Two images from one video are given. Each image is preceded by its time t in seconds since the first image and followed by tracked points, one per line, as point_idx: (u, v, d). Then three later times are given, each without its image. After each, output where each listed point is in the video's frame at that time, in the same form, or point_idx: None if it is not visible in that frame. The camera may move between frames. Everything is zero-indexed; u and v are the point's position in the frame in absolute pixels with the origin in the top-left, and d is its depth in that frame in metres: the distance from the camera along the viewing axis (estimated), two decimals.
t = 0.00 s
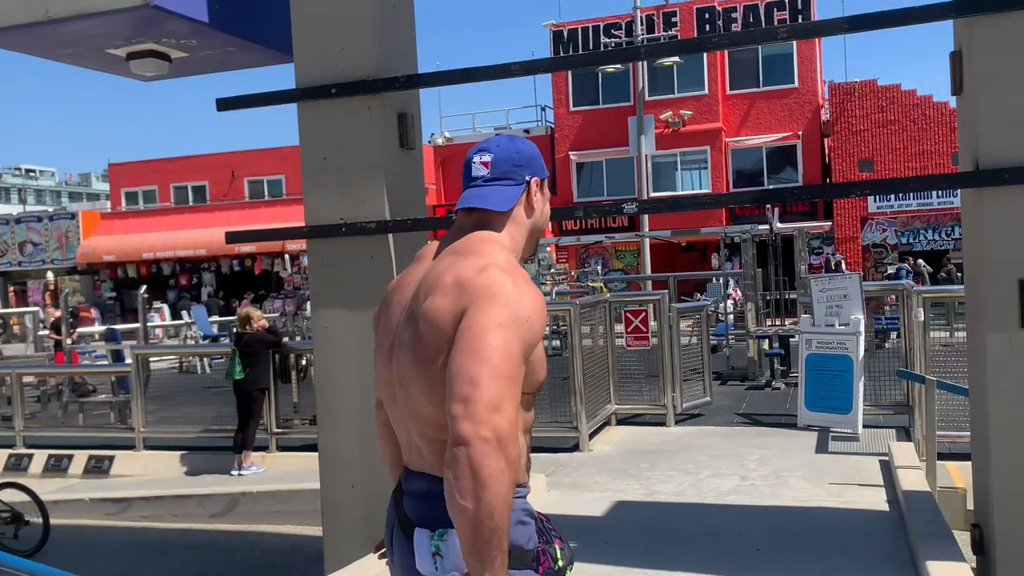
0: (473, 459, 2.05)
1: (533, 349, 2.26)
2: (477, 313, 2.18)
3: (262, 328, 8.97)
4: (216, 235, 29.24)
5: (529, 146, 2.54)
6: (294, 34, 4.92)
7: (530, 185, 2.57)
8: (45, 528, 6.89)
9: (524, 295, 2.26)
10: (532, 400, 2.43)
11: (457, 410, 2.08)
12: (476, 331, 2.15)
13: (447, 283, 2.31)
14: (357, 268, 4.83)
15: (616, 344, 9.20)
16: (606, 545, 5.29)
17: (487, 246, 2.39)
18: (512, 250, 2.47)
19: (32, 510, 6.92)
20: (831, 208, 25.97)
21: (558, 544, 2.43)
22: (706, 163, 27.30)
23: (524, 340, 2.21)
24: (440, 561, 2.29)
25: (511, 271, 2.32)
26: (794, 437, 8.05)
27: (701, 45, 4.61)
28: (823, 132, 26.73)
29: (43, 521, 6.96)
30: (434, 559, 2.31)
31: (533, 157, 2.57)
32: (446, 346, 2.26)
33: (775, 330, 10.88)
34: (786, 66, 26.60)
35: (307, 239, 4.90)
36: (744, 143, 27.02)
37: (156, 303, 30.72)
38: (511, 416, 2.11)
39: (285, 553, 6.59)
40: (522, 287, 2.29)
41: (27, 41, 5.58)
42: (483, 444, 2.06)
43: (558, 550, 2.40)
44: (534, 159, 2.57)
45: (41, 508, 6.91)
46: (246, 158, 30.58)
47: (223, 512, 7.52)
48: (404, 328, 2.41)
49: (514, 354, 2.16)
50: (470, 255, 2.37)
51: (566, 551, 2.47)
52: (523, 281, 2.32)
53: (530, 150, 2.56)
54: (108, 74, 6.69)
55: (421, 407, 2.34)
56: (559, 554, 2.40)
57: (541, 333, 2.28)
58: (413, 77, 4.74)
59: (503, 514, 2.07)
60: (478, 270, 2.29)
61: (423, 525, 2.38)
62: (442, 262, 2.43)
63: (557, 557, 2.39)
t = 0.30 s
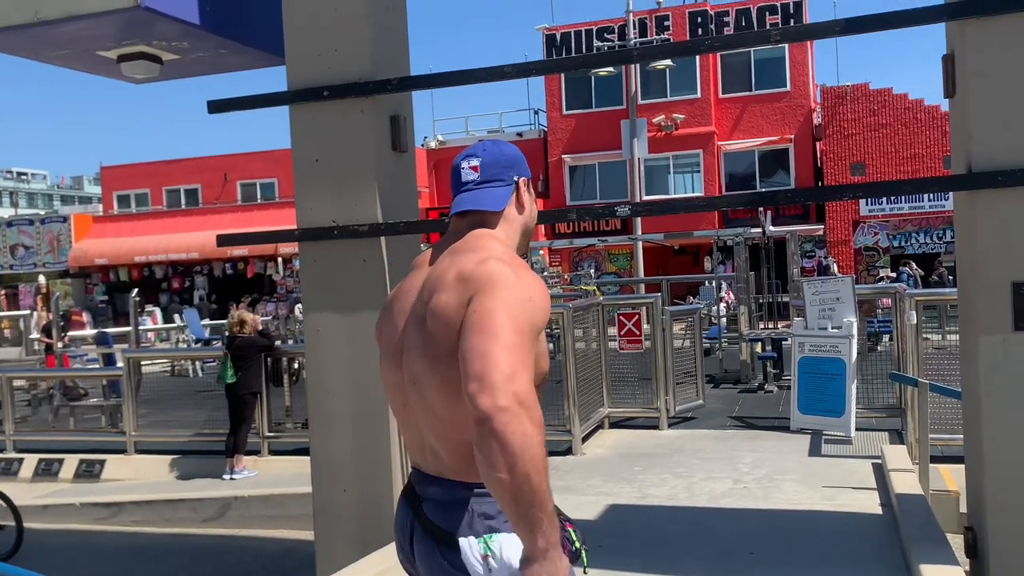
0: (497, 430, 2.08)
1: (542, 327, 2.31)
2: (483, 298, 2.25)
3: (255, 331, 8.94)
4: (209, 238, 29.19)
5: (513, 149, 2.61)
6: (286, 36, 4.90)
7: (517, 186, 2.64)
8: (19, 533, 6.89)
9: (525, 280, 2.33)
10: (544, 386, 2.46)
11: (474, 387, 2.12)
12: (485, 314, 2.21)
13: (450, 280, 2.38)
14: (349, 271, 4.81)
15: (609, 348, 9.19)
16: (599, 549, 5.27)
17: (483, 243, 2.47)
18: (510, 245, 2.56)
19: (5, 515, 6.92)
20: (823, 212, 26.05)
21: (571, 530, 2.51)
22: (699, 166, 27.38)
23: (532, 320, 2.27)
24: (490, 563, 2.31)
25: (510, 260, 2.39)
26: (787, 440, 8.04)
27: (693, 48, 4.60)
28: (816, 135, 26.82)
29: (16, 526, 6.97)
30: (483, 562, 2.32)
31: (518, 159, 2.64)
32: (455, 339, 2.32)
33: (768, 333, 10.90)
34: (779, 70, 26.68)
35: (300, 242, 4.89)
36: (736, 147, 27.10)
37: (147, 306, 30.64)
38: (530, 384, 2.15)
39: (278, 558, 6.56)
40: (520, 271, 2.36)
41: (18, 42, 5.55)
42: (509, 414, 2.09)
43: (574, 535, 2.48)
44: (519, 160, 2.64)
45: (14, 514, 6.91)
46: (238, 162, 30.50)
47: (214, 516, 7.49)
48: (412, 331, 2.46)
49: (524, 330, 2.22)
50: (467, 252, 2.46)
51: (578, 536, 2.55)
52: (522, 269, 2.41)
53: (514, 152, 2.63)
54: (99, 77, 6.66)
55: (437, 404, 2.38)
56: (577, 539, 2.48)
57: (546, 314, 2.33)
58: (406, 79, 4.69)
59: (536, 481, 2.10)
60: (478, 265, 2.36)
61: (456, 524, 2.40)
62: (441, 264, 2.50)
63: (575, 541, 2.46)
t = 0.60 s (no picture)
0: (512, 420, 2.10)
1: (548, 323, 2.34)
2: (488, 295, 2.29)
3: (248, 332, 8.90)
4: (202, 239, 29.12)
5: (507, 150, 2.68)
6: (279, 36, 4.87)
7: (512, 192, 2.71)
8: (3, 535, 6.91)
9: (528, 278, 2.38)
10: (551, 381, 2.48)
11: (485, 380, 2.15)
12: (492, 310, 2.25)
13: (454, 283, 2.42)
14: (342, 272, 4.78)
15: (604, 349, 9.17)
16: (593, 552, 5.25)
17: (482, 246, 2.52)
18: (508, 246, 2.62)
19: None
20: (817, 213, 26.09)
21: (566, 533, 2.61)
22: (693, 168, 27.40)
23: (538, 315, 2.31)
24: (537, 542, 2.25)
25: (510, 260, 2.44)
26: (782, 442, 8.03)
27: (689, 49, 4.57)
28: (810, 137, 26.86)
29: None
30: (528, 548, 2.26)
31: (512, 161, 2.72)
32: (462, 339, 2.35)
33: (763, 335, 10.90)
34: (773, 71, 26.72)
35: (293, 244, 4.86)
36: (731, 149, 27.13)
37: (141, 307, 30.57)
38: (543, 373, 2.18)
39: (271, 561, 6.52)
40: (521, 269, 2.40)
41: (9, 42, 5.51)
42: (523, 402, 2.11)
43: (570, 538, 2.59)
44: (512, 162, 2.71)
45: None
46: (232, 162, 30.43)
47: (207, 519, 7.45)
48: (418, 335, 2.49)
49: (531, 325, 2.26)
50: (467, 255, 2.51)
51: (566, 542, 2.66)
52: (523, 267, 2.45)
53: (507, 154, 2.71)
54: (91, 77, 6.62)
55: (447, 405, 2.40)
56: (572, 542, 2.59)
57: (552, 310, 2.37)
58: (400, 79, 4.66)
59: (559, 468, 2.10)
60: (481, 266, 2.41)
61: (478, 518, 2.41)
62: (442, 271, 2.55)
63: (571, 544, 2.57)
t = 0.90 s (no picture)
0: (551, 414, 2.19)
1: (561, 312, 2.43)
2: (505, 293, 2.35)
3: (239, 334, 8.83)
4: (192, 241, 29.01)
5: (503, 147, 2.71)
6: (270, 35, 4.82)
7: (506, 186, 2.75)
8: None
9: (536, 274, 2.45)
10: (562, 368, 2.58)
11: (517, 378, 2.22)
12: (512, 307, 2.31)
13: (466, 284, 2.47)
14: (334, 274, 4.74)
15: (596, 351, 9.19)
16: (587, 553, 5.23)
17: (487, 245, 2.58)
18: (511, 241, 2.68)
19: None
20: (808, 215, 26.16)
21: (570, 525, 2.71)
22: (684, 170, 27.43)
23: (554, 307, 2.38)
24: (574, 515, 2.40)
25: (517, 257, 2.51)
26: (775, 444, 8.03)
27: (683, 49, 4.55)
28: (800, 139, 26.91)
29: None
30: (570, 518, 2.39)
31: (508, 158, 2.75)
32: (479, 337, 2.39)
33: (755, 336, 10.90)
34: (764, 74, 26.76)
35: (284, 244, 4.81)
36: (722, 151, 27.19)
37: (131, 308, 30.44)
38: (570, 361, 2.27)
39: (262, 563, 6.48)
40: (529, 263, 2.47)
41: None
42: (557, 392, 2.19)
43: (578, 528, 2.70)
44: (508, 158, 2.74)
45: None
46: (223, 163, 30.27)
47: (197, 522, 7.41)
48: (431, 336, 2.52)
49: (549, 318, 2.34)
50: (473, 255, 2.55)
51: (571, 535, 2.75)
52: (531, 263, 2.51)
53: (503, 151, 2.73)
54: (80, 76, 6.57)
55: (466, 402, 2.44)
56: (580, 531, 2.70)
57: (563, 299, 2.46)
58: (393, 78, 4.60)
59: (601, 451, 2.21)
60: (491, 264, 2.47)
61: (502, 509, 2.46)
62: (447, 272, 2.58)
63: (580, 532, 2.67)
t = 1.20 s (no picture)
0: (583, 412, 2.21)
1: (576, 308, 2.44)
2: (522, 293, 2.33)
3: (231, 334, 8.77)
4: (184, 240, 28.89)
5: (502, 145, 2.70)
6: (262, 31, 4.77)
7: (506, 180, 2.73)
8: None
9: (549, 271, 2.44)
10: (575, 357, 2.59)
11: (545, 379, 2.22)
12: (532, 308, 2.30)
13: (478, 284, 2.44)
14: (327, 273, 4.69)
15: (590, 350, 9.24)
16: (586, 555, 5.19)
17: (494, 245, 2.55)
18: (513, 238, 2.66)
19: None
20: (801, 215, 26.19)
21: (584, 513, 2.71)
22: (677, 170, 27.45)
23: (571, 303, 2.39)
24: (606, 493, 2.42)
25: (527, 256, 2.49)
26: (769, 444, 8.02)
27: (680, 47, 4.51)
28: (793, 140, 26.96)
29: None
30: (598, 494, 2.41)
31: (507, 155, 2.74)
32: (497, 338, 2.38)
33: (749, 336, 10.88)
34: (757, 74, 26.81)
35: (276, 243, 4.76)
36: (715, 151, 27.20)
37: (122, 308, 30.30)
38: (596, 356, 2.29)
39: (254, 565, 6.43)
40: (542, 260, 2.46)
41: None
42: (589, 391, 2.21)
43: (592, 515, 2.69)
44: (507, 155, 2.73)
45: None
46: (215, 163, 30.14)
47: (188, 523, 7.35)
48: (443, 337, 2.49)
49: (568, 317, 2.33)
50: (480, 255, 2.52)
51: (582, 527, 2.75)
52: (540, 260, 2.50)
53: (503, 148, 2.72)
54: (70, 73, 6.51)
55: (484, 404, 2.42)
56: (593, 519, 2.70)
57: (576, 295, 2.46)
58: (387, 76, 4.55)
59: (634, 442, 2.25)
60: (503, 265, 2.44)
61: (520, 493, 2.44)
62: (454, 272, 2.55)
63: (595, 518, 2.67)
